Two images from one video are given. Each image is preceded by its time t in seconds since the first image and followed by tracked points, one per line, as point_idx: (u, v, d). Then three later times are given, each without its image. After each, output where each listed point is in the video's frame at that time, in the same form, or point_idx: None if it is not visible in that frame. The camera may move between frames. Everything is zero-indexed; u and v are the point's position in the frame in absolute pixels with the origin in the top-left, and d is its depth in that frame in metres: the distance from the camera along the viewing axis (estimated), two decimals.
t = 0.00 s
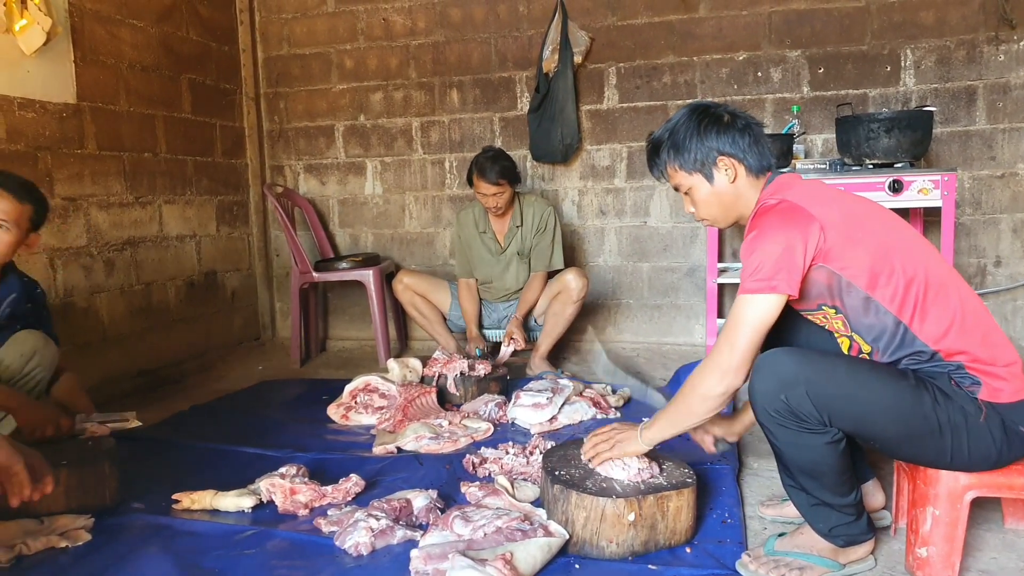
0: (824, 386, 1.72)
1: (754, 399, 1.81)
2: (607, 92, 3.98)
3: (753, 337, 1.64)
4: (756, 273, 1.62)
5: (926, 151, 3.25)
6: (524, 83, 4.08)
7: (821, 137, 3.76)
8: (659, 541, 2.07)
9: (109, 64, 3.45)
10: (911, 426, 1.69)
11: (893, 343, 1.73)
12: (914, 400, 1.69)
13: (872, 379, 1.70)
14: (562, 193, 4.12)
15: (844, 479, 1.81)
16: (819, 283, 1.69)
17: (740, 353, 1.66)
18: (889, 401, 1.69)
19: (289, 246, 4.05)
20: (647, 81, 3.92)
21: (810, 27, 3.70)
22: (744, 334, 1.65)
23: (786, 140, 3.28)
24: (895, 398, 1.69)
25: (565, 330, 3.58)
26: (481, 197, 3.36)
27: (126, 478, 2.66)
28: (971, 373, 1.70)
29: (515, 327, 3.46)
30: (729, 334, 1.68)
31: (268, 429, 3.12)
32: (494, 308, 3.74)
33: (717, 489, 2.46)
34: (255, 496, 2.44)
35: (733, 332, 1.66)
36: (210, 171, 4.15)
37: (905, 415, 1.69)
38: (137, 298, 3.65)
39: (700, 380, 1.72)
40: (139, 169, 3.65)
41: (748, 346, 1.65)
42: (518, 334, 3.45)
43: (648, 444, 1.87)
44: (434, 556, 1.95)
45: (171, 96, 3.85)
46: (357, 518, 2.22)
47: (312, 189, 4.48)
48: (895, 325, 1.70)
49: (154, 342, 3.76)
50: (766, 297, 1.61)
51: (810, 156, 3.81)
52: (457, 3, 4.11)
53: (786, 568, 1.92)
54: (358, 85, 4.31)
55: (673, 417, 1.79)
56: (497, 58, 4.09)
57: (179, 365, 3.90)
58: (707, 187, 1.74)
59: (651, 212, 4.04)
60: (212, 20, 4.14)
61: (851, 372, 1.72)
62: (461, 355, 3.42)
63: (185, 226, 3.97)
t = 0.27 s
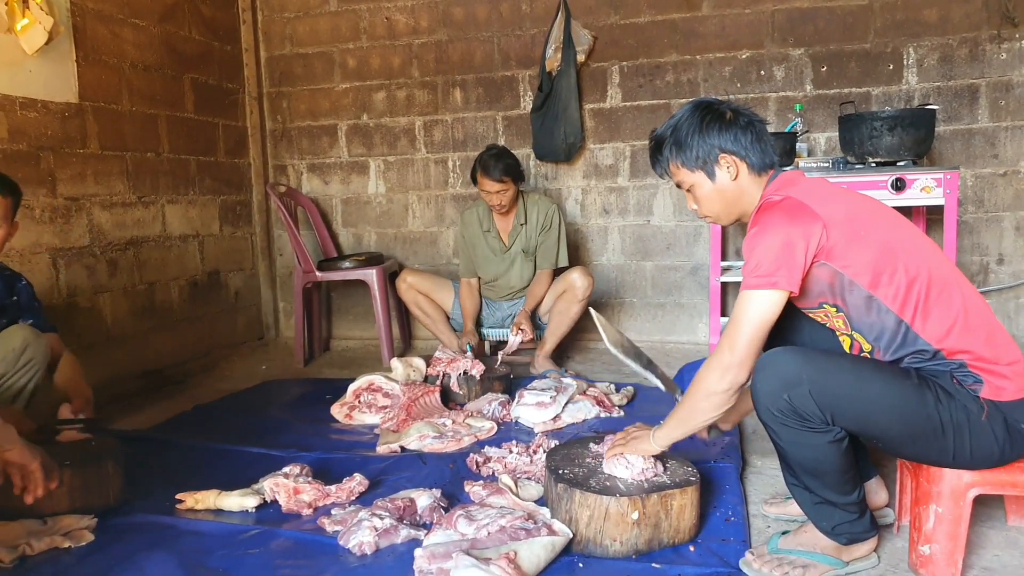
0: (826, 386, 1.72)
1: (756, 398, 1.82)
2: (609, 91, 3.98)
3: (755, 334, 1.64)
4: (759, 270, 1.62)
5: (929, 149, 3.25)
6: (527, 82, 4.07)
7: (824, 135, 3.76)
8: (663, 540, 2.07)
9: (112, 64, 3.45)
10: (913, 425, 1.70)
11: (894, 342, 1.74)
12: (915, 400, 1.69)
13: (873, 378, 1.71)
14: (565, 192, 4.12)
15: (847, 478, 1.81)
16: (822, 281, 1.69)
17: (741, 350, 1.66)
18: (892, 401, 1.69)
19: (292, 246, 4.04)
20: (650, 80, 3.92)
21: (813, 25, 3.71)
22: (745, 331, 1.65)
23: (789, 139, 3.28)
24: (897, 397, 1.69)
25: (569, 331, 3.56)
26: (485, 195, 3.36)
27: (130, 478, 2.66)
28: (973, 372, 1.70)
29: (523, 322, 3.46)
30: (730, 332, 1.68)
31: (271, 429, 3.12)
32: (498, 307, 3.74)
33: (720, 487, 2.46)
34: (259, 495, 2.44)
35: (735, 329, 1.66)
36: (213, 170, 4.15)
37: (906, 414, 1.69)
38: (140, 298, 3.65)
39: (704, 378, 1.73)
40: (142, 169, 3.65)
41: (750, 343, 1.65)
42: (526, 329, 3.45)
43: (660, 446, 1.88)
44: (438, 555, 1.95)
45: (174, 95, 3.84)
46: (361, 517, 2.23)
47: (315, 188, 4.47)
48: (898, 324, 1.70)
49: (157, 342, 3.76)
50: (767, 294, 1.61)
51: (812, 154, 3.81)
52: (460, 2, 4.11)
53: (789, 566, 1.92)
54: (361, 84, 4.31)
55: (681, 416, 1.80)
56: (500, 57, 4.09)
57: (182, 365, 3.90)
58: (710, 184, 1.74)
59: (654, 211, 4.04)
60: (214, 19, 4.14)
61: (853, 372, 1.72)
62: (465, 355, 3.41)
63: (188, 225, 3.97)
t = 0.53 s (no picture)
0: (829, 384, 1.72)
1: (757, 398, 1.78)
2: (609, 90, 3.97)
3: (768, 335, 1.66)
4: (765, 270, 1.62)
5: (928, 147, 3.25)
6: (526, 81, 4.07)
7: (823, 133, 3.76)
8: (664, 538, 2.07)
9: (110, 65, 3.44)
10: (916, 423, 1.70)
11: (896, 339, 1.73)
12: (918, 397, 1.69)
13: (875, 376, 1.71)
14: (565, 191, 4.12)
15: (849, 476, 1.81)
16: (826, 278, 1.69)
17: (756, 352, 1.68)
18: (895, 398, 1.69)
19: (291, 246, 4.04)
20: (649, 78, 3.92)
21: (812, 22, 3.70)
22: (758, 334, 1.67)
23: (788, 137, 3.28)
24: (900, 395, 1.69)
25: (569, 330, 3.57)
26: (486, 194, 3.36)
27: (131, 480, 2.66)
28: (974, 369, 1.70)
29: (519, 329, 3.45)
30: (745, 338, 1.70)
31: (272, 429, 3.12)
32: (499, 306, 3.74)
33: (721, 485, 2.46)
34: (259, 496, 2.44)
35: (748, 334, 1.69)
36: (212, 171, 4.14)
37: (909, 412, 1.69)
38: (140, 299, 3.64)
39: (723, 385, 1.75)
40: (141, 170, 3.64)
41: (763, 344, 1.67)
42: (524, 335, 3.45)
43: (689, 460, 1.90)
44: (439, 555, 1.95)
45: (172, 96, 3.84)
46: (362, 517, 2.22)
47: (315, 188, 4.47)
48: (901, 320, 1.70)
49: (157, 343, 3.76)
50: (776, 293, 1.61)
51: (812, 152, 3.81)
52: (458, 1, 4.10)
53: (790, 564, 1.93)
54: (360, 84, 4.31)
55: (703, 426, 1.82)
56: (499, 56, 4.09)
57: (183, 366, 3.90)
58: (708, 184, 1.74)
59: (654, 210, 4.03)
60: (212, 20, 4.13)
61: (856, 369, 1.72)
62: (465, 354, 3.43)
63: (188, 226, 3.97)
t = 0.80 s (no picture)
0: (826, 383, 1.73)
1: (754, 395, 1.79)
2: (608, 88, 3.97)
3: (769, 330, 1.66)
4: (766, 265, 1.63)
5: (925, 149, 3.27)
6: (526, 79, 4.06)
7: (821, 135, 3.77)
8: (659, 536, 2.08)
9: (106, 56, 3.42)
10: (911, 423, 1.71)
11: (894, 338, 1.74)
12: (914, 397, 1.70)
13: (872, 376, 1.71)
14: (564, 189, 4.12)
15: (843, 475, 1.82)
16: (827, 276, 1.69)
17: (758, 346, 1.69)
18: (890, 399, 1.70)
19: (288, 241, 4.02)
20: (649, 77, 3.92)
21: (812, 24, 3.71)
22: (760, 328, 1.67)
23: (787, 138, 3.29)
24: (895, 395, 1.70)
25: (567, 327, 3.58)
26: (485, 191, 3.36)
27: (125, 474, 2.64)
28: (970, 370, 1.71)
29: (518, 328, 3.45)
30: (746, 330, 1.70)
31: (267, 424, 3.11)
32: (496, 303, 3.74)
33: (716, 484, 2.46)
34: (253, 491, 2.43)
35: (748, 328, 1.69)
36: (209, 165, 4.12)
37: (905, 412, 1.70)
38: (135, 292, 3.62)
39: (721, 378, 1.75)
40: (137, 162, 3.62)
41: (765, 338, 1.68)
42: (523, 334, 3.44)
43: (676, 452, 1.86)
44: (434, 551, 1.95)
45: (169, 88, 3.81)
46: (356, 513, 2.22)
47: (312, 183, 4.45)
48: (899, 320, 1.71)
49: (151, 337, 3.73)
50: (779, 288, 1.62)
51: (810, 153, 3.83)
52: None
53: (785, 563, 1.94)
54: (359, 79, 4.29)
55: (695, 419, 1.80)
56: (499, 53, 4.08)
57: (177, 360, 3.88)
58: (708, 179, 1.75)
59: (652, 209, 4.04)
60: (211, 12, 4.11)
61: (852, 369, 1.72)
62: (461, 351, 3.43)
63: (184, 219, 3.94)
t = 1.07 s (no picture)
0: (824, 382, 1.73)
1: (754, 394, 1.81)
2: (607, 87, 3.97)
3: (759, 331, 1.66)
4: (763, 264, 1.62)
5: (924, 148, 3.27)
6: (524, 78, 4.06)
7: (819, 133, 3.77)
8: (656, 535, 2.08)
9: (105, 54, 3.42)
10: (909, 422, 1.70)
11: (893, 337, 1.74)
12: (913, 397, 1.70)
13: (871, 376, 1.71)
14: (562, 187, 4.12)
15: (842, 475, 1.82)
16: (824, 276, 1.69)
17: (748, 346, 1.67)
18: (889, 398, 1.70)
19: (286, 239, 4.02)
20: (647, 76, 3.92)
21: (811, 23, 3.71)
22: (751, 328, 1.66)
23: (786, 137, 3.29)
24: (894, 394, 1.70)
25: (564, 326, 3.57)
26: (484, 190, 3.36)
27: (122, 472, 2.64)
28: (969, 370, 1.71)
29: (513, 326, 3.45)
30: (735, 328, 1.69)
31: (265, 422, 3.11)
32: (493, 303, 3.75)
33: (714, 483, 2.46)
34: (251, 489, 2.43)
35: (738, 328, 1.68)
36: (207, 163, 4.12)
37: (903, 411, 1.70)
38: (132, 291, 3.62)
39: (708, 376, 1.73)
40: (135, 160, 3.62)
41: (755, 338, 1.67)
42: (516, 333, 3.45)
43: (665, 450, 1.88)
44: (431, 549, 1.95)
45: (167, 86, 3.81)
46: (354, 511, 2.22)
47: (310, 181, 4.45)
48: (898, 319, 1.71)
49: (149, 334, 3.74)
50: (772, 289, 1.62)
51: (808, 152, 3.82)
52: None
53: (782, 562, 1.94)
54: (357, 78, 4.29)
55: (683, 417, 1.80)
56: (497, 52, 4.08)
57: (175, 358, 3.88)
58: (708, 175, 1.75)
59: (650, 208, 4.04)
60: (210, 10, 4.11)
61: (850, 368, 1.72)
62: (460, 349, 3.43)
63: (182, 218, 3.95)
